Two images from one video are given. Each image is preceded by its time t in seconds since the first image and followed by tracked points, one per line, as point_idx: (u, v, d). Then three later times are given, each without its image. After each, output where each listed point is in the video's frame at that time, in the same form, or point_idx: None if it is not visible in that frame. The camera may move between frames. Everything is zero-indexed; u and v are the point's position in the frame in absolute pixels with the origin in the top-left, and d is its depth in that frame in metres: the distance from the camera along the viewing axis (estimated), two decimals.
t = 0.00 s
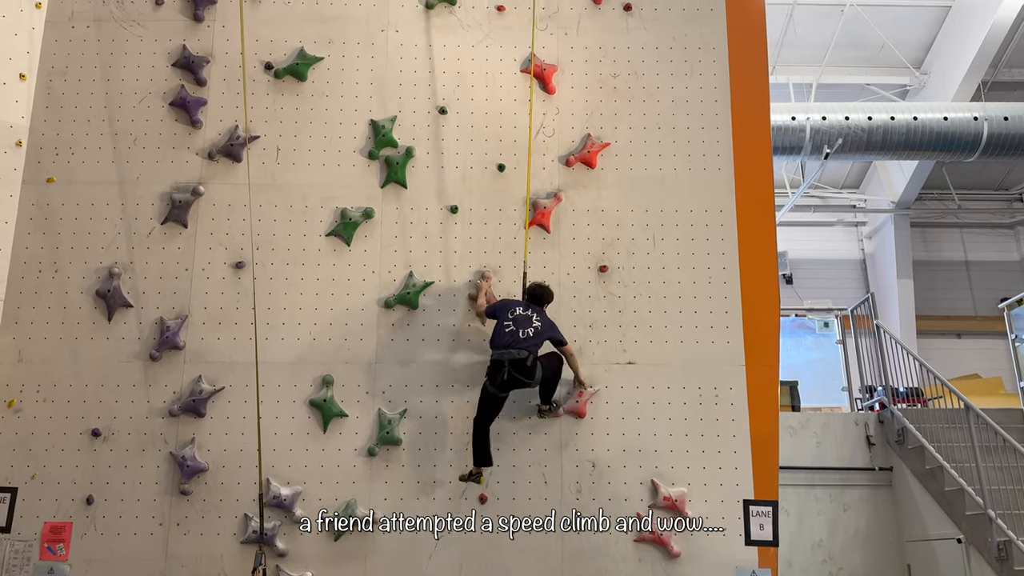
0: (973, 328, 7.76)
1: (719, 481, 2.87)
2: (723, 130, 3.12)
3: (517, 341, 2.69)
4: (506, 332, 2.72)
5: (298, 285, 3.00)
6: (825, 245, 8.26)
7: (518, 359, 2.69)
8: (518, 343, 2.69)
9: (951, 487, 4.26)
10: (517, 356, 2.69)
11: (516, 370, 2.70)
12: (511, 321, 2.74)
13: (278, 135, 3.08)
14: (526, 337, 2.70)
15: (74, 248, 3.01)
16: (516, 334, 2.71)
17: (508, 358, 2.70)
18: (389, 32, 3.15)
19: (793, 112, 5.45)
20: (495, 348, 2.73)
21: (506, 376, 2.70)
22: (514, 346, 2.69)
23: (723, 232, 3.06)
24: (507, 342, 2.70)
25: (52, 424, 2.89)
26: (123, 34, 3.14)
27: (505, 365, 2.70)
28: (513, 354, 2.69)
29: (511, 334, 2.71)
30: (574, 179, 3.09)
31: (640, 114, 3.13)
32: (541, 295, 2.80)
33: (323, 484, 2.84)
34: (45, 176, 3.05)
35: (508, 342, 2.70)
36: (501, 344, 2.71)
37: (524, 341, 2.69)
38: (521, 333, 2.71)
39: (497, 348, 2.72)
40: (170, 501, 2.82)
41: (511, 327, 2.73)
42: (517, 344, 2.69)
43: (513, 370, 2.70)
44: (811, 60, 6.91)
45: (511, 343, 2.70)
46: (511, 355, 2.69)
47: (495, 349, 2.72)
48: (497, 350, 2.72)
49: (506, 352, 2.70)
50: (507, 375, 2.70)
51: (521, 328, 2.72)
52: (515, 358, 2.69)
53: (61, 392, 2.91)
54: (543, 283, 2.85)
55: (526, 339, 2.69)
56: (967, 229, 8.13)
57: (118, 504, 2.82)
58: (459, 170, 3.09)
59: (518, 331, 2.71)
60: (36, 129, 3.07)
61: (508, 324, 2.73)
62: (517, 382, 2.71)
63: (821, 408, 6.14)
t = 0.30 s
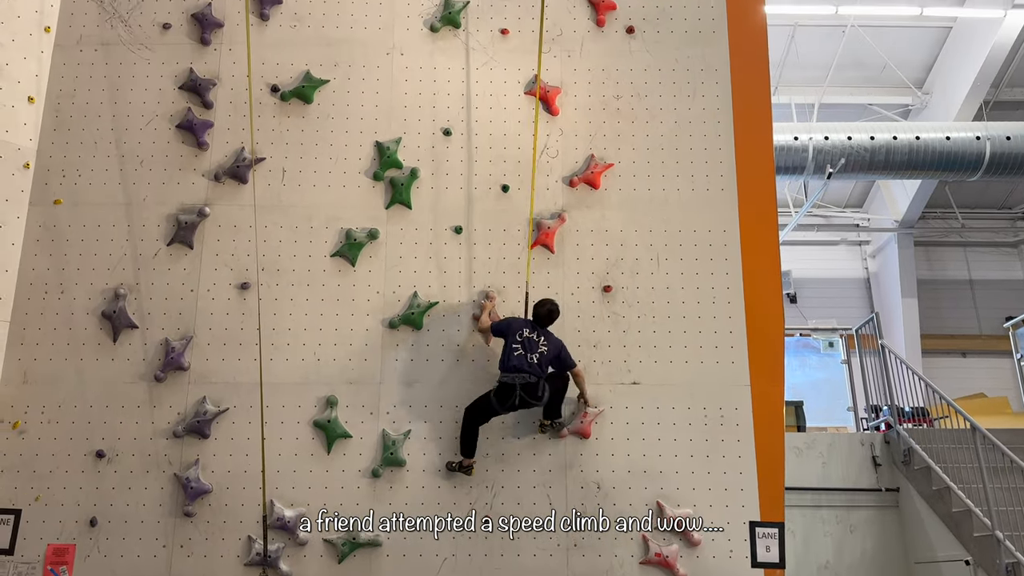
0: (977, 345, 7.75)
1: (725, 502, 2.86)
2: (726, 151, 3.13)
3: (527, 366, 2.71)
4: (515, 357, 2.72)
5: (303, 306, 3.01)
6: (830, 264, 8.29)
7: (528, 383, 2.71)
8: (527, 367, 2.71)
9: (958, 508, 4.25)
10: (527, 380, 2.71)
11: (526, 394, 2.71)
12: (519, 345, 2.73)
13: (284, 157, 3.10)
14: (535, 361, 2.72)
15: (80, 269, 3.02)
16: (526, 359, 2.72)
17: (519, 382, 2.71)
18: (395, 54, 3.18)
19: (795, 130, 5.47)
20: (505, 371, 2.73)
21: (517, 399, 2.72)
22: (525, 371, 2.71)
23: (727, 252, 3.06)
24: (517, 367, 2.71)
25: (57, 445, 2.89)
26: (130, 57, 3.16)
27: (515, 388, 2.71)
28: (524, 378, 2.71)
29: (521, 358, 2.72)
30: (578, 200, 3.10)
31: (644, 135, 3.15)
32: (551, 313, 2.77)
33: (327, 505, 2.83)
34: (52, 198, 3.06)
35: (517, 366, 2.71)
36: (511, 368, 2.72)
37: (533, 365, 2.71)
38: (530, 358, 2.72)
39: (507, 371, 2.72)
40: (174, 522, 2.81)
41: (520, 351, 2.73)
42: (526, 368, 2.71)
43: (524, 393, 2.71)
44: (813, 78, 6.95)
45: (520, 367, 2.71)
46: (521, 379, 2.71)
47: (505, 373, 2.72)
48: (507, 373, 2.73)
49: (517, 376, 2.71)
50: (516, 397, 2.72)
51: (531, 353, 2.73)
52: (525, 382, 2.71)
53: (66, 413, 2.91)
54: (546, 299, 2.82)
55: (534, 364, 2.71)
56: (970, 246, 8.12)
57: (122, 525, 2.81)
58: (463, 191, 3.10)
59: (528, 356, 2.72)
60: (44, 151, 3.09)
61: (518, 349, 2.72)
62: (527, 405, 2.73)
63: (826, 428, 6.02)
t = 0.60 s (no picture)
0: (983, 366, 7.70)
1: (731, 526, 2.83)
2: (728, 174, 3.14)
3: (550, 346, 2.80)
4: (539, 342, 2.81)
5: (306, 331, 3.01)
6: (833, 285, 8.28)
7: (555, 363, 2.79)
8: (550, 348, 2.80)
9: (966, 531, 4.23)
10: (555, 360, 2.79)
11: (557, 375, 2.77)
12: (539, 330, 2.81)
13: (288, 183, 3.12)
14: (555, 341, 2.81)
15: (84, 296, 3.03)
16: (549, 340, 2.80)
17: (547, 365, 2.77)
18: (397, 81, 3.20)
19: (797, 152, 5.49)
20: (531, 360, 2.79)
21: (547, 382, 2.76)
22: (550, 352, 2.80)
23: (730, 275, 3.06)
24: (541, 352, 2.79)
25: (60, 472, 2.88)
26: (136, 85, 3.19)
27: (544, 371, 2.77)
28: (551, 360, 2.78)
29: (543, 342, 2.80)
30: (580, 224, 3.10)
31: (645, 159, 3.16)
32: (552, 292, 2.80)
33: (331, 532, 2.82)
34: (57, 225, 3.08)
35: (541, 350, 2.80)
36: (536, 354, 2.79)
37: (556, 345, 2.81)
38: (552, 338, 2.81)
39: (533, 357, 2.79)
40: (177, 550, 2.80)
41: (541, 335, 2.81)
42: (550, 350, 2.80)
43: (554, 374, 2.77)
44: (813, 100, 6.98)
45: (544, 351, 2.79)
46: (548, 361, 2.78)
47: (532, 361, 2.78)
48: (534, 361, 2.78)
49: (544, 360, 2.78)
50: (547, 380, 2.76)
51: (552, 333, 2.81)
52: (553, 363, 2.78)
53: (69, 440, 2.91)
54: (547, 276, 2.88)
55: (556, 343, 2.81)
56: (974, 266, 8.09)
57: (124, 553, 2.79)
58: (465, 215, 3.11)
59: (549, 336, 2.81)
60: (49, 178, 3.11)
61: (538, 332, 2.80)
62: (558, 386, 2.77)
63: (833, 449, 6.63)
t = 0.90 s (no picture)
0: (987, 384, 7.65)
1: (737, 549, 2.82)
2: (728, 194, 3.15)
3: (564, 338, 2.81)
4: (549, 333, 2.82)
5: (308, 353, 3.01)
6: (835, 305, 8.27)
7: (571, 356, 2.80)
8: (565, 339, 2.82)
9: (974, 552, 4.20)
10: (572, 353, 2.80)
11: (573, 368, 2.78)
12: (548, 321, 2.82)
13: (290, 206, 3.13)
14: (568, 332, 2.82)
15: (87, 320, 3.03)
16: (559, 331, 2.81)
17: (565, 358, 2.79)
18: (399, 105, 3.22)
19: (797, 171, 5.51)
20: (548, 352, 2.81)
21: (564, 375, 2.77)
22: (566, 345, 2.81)
23: (731, 294, 3.07)
24: (559, 343, 2.81)
25: (61, 497, 2.87)
26: (139, 110, 3.21)
27: (561, 363, 2.78)
28: (568, 353, 2.80)
29: (555, 333, 2.82)
30: (581, 245, 3.11)
31: (646, 180, 3.17)
32: (562, 281, 2.82)
33: (333, 557, 2.80)
34: (60, 250, 3.08)
35: (555, 342, 2.81)
36: (552, 346, 2.81)
37: (570, 336, 2.82)
38: (563, 329, 2.82)
39: (551, 350, 2.81)
40: None
41: (550, 326, 2.82)
42: (566, 342, 2.81)
43: (571, 366, 2.78)
44: (812, 120, 7.01)
45: (559, 343, 2.81)
46: (565, 354, 2.79)
47: (550, 353, 2.80)
48: (552, 354, 2.80)
49: (561, 352, 2.79)
50: (563, 373, 2.77)
51: (562, 324, 2.82)
52: (570, 356, 2.80)
53: (71, 465, 2.90)
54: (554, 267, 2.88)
55: (569, 334, 2.82)
56: (976, 283, 8.06)
57: None
58: (467, 237, 3.12)
59: (560, 328, 2.81)
60: (52, 204, 3.12)
61: (548, 324, 2.81)
62: (574, 380, 2.78)
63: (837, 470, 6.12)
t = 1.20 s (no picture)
0: (988, 403, 7.61)
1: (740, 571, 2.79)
2: (727, 215, 3.16)
3: (572, 356, 2.81)
4: (558, 348, 2.82)
5: (308, 375, 3.00)
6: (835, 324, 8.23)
7: (579, 375, 2.80)
8: (574, 358, 2.82)
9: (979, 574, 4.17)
10: (580, 373, 2.80)
11: (578, 388, 2.79)
12: (559, 337, 2.82)
13: (290, 228, 3.14)
14: (576, 351, 2.82)
15: (87, 343, 3.03)
16: (568, 348, 2.81)
17: (572, 376, 2.79)
18: (399, 127, 3.24)
19: (796, 191, 5.51)
20: (557, 367, 2.79)
21: (567, 392, 2.78)
22: (575, 362, 2.81)
23: (731, 314, 3.07)
24: (568, 360, 2.80)
25: (60, 522, 2.85)
26: (141, 133, 3.23)
27: (568, 380, 2.78)
28: (576, 372, 2.80)
29: (565, 349, 2.81)
30: (582, 265, 3.11)
31: (645, 201, 3.18)
32: (570, 299, 2.82)
33: None
34: (61, 272, 3.08)
35: (565, 358, 2.81)
36: (561, 362, 2.80)
37: (578, 356, 2.82)
38: (571, 347, 2.82)
39: (560, 364, 2.80)
40: None
41: (559, 342, 2.82)
42: (574, 360, 2.81)
43: (577, 385, 2.79)
44: (811, 140, 7.03)
45: (567, 361, 2.80)
46: (574, 372, 2.79)
47: (558, 368, 2.79)
48: (559, 368, 2.79)
49: (570, 370, 2.79)
50: (568, 391, 2.78)
51: (571, 342, 2.82)
52: (577, 374, 2.80)
53: (70, 488, 2.88)
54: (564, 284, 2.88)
55: (578, 353, 2.82)
56: (977, 302, 8.02)
57: None
58: (467, 258, 3.13)
59: (569, 345, 2.81)
60: (53, 226, 3.12)
61: (558, 339, 2.81)
62: (577, 399, 2.79)
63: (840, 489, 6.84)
